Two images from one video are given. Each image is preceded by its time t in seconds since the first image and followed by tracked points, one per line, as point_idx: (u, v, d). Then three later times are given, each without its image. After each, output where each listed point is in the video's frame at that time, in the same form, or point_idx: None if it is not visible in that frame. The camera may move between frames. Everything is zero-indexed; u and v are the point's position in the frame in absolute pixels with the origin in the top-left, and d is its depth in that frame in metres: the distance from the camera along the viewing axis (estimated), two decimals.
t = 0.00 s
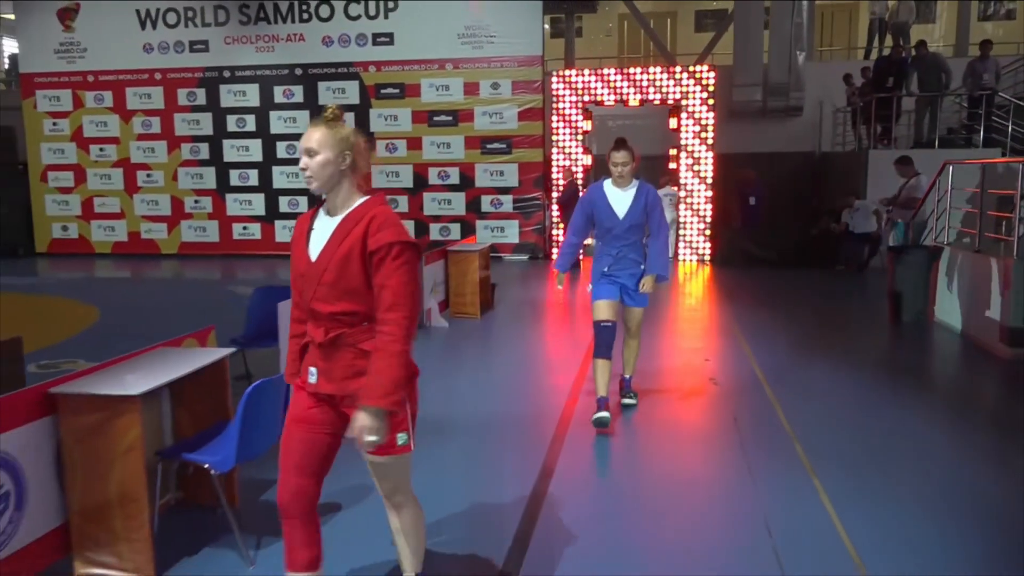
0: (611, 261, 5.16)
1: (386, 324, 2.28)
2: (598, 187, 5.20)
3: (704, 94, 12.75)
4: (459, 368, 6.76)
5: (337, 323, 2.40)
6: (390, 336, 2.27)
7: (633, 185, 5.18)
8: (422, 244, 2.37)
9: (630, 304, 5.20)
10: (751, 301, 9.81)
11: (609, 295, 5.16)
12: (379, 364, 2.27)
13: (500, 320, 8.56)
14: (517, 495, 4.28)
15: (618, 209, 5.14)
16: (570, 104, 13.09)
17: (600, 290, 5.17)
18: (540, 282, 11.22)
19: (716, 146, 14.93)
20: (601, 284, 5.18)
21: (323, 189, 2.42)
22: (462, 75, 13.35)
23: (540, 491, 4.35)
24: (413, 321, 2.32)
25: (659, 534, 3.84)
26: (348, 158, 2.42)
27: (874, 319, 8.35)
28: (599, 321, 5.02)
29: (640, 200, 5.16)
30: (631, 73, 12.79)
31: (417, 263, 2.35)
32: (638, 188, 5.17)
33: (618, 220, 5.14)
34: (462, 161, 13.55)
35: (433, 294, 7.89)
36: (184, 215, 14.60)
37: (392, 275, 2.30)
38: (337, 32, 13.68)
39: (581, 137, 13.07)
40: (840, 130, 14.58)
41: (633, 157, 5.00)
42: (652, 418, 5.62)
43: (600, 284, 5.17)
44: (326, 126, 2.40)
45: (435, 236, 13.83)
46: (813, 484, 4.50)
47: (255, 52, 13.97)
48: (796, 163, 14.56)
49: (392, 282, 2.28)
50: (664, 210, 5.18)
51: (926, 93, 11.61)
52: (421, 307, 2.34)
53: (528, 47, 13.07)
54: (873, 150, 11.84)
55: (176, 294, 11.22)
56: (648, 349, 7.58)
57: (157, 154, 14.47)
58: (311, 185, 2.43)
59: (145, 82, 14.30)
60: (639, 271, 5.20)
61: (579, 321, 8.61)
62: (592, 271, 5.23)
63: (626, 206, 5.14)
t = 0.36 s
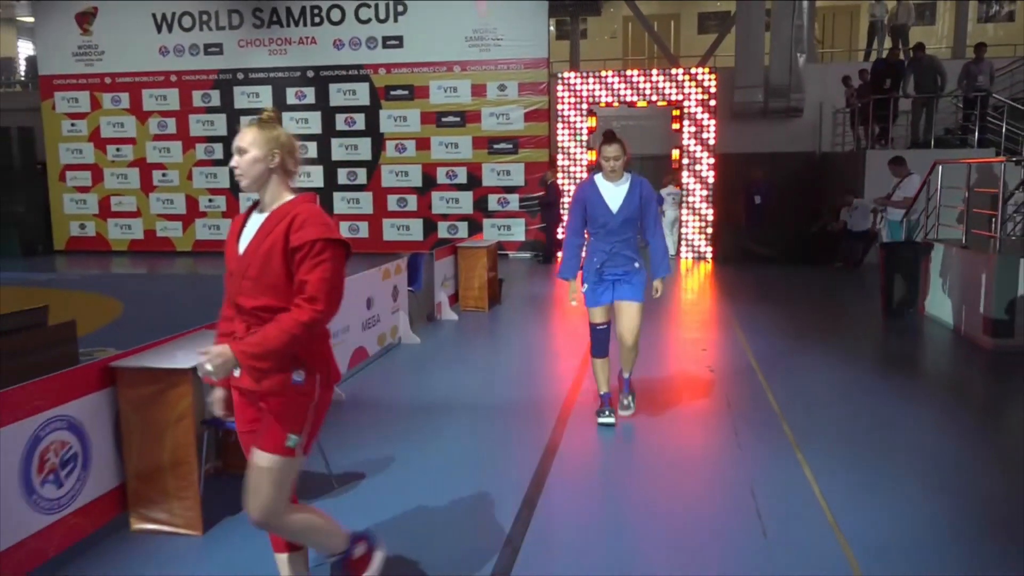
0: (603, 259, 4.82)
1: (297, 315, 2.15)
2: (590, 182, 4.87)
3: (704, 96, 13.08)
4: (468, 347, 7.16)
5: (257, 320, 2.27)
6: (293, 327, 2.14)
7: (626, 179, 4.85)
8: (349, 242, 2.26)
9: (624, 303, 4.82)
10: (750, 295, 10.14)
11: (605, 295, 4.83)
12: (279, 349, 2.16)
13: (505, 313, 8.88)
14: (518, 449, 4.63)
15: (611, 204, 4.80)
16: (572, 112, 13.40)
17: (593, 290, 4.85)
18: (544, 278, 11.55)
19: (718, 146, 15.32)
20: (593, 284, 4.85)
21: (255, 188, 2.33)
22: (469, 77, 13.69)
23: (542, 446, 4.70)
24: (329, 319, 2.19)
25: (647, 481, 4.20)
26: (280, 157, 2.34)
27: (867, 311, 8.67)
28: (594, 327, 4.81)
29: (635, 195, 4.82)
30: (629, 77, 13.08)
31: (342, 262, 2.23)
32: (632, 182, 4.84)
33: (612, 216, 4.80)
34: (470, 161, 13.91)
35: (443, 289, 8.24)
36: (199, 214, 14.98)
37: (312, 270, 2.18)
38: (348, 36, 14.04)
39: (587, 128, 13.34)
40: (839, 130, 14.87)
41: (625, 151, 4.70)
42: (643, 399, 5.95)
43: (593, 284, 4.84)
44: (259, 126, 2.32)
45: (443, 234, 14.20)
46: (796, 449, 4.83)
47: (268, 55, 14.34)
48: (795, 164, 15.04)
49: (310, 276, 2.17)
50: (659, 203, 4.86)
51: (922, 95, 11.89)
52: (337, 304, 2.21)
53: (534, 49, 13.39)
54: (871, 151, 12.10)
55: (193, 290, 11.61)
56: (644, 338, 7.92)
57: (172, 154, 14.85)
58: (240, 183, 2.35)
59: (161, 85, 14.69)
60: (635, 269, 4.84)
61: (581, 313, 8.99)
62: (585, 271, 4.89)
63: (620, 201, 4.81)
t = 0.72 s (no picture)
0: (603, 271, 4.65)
1: (233, 314, 2.20)
2: (593, 191, 4.70)
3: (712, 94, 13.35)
4: (478, 340, 7.52)
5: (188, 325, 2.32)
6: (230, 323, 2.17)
7: (630, 189, 4.64)
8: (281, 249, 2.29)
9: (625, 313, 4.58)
10: (752, 291, 10.45)
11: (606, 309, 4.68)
12: (209, 348, 2.20)
13: (516, 307, 9.21)
14: (530, 428, 4.98)
15: (611, 214, 4.61)
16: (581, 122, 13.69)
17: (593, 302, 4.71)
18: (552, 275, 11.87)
19: (723, 147, 15.60)
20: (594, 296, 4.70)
21: (193, 195, 2.37)
22: (479, 79, 14.03)
23: (553, 425, 5.04)
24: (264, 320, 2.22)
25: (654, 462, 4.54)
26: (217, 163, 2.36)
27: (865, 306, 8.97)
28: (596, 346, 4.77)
29: (637, 205, 4.60)
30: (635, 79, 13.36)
31: (276, 268, 2.26)
32: (636, 193, 4.63)
33: (610, 226, 4.61)
34: (479, 161, 14.24)
35: (457, 283, 8.60)
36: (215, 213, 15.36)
37: (245, 276, 2.20)
38: (361, 39, 14.38)
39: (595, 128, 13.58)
40: (841, 130, 15.15)
41: (629, 158, 4.48)
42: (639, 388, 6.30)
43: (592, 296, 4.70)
44: (196, 133, 2.35)
45: (453, 233, 14.54)
46: (790, 435, 5.17)
47: (283, 58, 14.71)
48: (798, 164, 15.37)
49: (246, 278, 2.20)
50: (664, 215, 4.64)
51: (921, 96, 12.15)
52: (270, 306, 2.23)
53: (542, 52, 13.71)
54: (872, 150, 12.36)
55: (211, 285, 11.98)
56: (647, 330, 8.26)
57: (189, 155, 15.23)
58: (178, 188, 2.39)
59: (178, 87, 15.07)
60: (638, 282, 4.62)
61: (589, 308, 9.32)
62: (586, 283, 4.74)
63: (620, 212, 4.61)
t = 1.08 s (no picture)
0: (602, 276, 4.36)
1: (120, 309, 2.28)
2: (590, 191, 4.41)
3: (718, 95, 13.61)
4: (488, 333, 7.86)
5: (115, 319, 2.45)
6: (105, 318, 2.26)
7: (630, 190, 4.38)
8: (179, 249, 2.34)
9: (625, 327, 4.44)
10: (755, 288, 10.74)
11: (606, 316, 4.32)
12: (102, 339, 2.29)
13: (526, 303, 9.54)
14: (539, 412, 5.32)
15: (611, 217, 4.33)
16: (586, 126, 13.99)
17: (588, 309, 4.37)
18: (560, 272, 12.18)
19: (727, 147, 15.87)
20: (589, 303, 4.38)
21: (122, 195, 2.53)
22: (487, 82, 14.34)
23: (561, 410, 5.37)
24: (140, 315, 2.28)
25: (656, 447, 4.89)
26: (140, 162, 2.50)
27: (863, 301, 9.25)
28: (589, 346, 4.23)
29: (638, 207, 4.35)
30: (648, 77, 13.59)
31: (172, 266, 2.32)
32: (636, 193, 4.37)
33: (612, 230, 4.34)
34: (488, 161, 14.55)
35: (468, 279, 8.93)
36: (230, 213, 15.72)
37: (138, 272, 2.30)
38: (372, 43, 14.71)
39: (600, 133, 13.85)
40: (843, 132, 15.42)
41: (627, 158, 4.25)
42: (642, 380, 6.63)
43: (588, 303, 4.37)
44: (126, 134, 2.51)
45: (462, 232, 14.86)
46: (786, 426, 5.45)
47: (296, 61, 15.05)
48: (800, 165, 15.66)
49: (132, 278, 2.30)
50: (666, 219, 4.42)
51: (920, 98, 12.41)
52: (153, 304, 2.29)
53: (549, 56, 14.02)
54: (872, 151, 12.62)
55: (227, 284, 12.34)
56: (650, 325, 8.60)
57: (204, 156, 15.59)
58: (113, 191, 2.56)
59: (193, 90, 15.42)
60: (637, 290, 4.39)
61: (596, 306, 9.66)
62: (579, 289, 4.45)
63: (621, 214, 4.33)
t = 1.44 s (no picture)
0: (586, 275, 4.18)
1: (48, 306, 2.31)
2: (571, 189, 4.22)
3: (715, 98, 13.93)
4: (491, 328, 8.17)
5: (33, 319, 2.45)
6: (38, 316, 2.30)
7: (613, 184, 4.18)
8: (107, 246, 2.41)
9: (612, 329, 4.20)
10: (750, 284, 11.04)
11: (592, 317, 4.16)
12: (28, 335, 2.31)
13: (528, 299, 9.84)
14: (540, 400, 5.63)
15: (594, 213, 4.14)
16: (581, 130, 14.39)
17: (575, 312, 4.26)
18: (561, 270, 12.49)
19: (725, 148, 16.19)
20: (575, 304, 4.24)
21: (46, 198, 2.54)
22: (490, 84, 14.65)
23: (563, 398, 5.67)
24: (76, 313, 2.33)
25: (649, 434, 5.22)
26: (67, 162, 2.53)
27: (854, 297, 9.55)
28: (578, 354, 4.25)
29: (621, 203, 4.15)
30: (646, 81, 13.93)
31: (98, 266, 2.38)
32: (619, 188, 4.17)
33: (595, 226, 4.14)
34: (491, 162, 14.85)
35: (471, 277, 9.25)
36: (238, 212, 16.04)
37: (66, 272, 2.34)
38: (377, 46, 15.02)
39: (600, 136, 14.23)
40: (839, 133, 15.71)
41: (606, 151, 4.01)
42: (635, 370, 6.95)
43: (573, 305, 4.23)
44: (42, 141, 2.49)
45: (465, 231, 15.16)
46: (775, 414, 5.75)
47: (302, 64, 15.37)
48: (797, 164, 15.94)
49: (60, 272, 2.34)
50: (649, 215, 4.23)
51: (914, 100, 12.72)
52: (86, 299, 2.34)
53: (550, 58, 14.34)
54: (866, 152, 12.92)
55: (236, 282, 12.65)
56: (648, 320, 8.91)
57: (213, 157, 15.90)
58: (37, 194, 2.57)
59: (202, 92, 15.74)
60: (623, 289, 4.20)
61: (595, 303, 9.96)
62: (563, 290, 4.28)
63: (604, 210, 4.14)
